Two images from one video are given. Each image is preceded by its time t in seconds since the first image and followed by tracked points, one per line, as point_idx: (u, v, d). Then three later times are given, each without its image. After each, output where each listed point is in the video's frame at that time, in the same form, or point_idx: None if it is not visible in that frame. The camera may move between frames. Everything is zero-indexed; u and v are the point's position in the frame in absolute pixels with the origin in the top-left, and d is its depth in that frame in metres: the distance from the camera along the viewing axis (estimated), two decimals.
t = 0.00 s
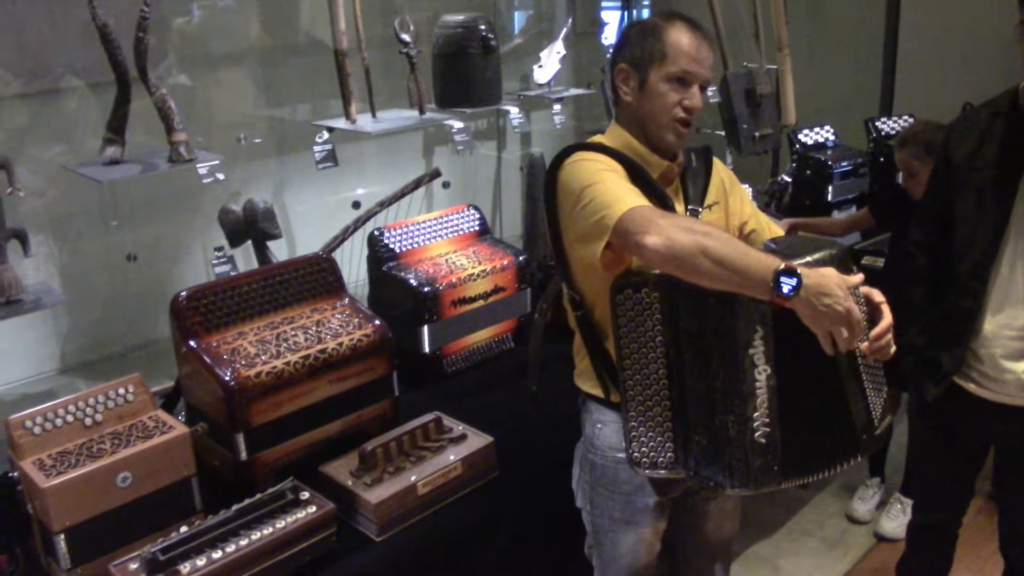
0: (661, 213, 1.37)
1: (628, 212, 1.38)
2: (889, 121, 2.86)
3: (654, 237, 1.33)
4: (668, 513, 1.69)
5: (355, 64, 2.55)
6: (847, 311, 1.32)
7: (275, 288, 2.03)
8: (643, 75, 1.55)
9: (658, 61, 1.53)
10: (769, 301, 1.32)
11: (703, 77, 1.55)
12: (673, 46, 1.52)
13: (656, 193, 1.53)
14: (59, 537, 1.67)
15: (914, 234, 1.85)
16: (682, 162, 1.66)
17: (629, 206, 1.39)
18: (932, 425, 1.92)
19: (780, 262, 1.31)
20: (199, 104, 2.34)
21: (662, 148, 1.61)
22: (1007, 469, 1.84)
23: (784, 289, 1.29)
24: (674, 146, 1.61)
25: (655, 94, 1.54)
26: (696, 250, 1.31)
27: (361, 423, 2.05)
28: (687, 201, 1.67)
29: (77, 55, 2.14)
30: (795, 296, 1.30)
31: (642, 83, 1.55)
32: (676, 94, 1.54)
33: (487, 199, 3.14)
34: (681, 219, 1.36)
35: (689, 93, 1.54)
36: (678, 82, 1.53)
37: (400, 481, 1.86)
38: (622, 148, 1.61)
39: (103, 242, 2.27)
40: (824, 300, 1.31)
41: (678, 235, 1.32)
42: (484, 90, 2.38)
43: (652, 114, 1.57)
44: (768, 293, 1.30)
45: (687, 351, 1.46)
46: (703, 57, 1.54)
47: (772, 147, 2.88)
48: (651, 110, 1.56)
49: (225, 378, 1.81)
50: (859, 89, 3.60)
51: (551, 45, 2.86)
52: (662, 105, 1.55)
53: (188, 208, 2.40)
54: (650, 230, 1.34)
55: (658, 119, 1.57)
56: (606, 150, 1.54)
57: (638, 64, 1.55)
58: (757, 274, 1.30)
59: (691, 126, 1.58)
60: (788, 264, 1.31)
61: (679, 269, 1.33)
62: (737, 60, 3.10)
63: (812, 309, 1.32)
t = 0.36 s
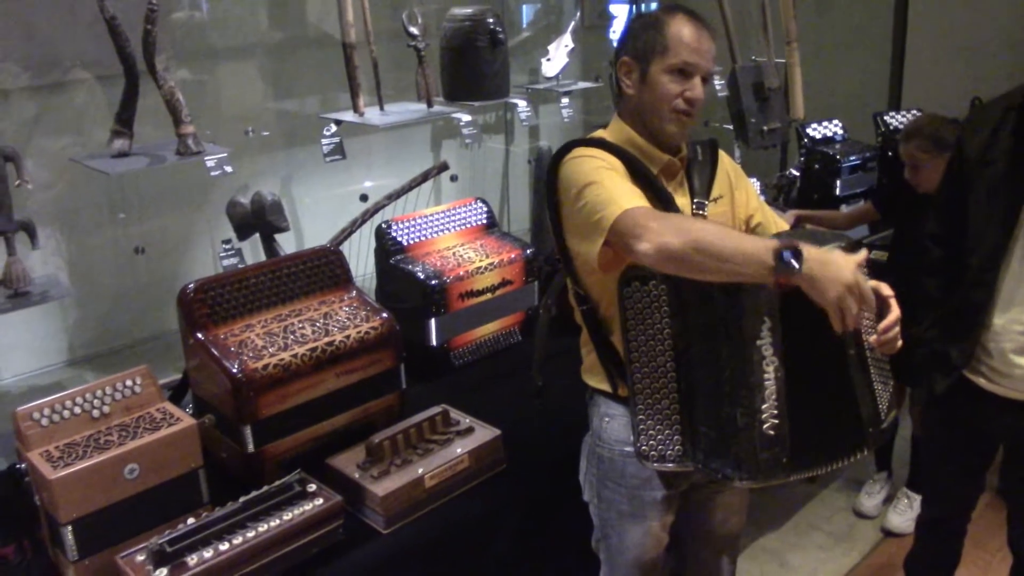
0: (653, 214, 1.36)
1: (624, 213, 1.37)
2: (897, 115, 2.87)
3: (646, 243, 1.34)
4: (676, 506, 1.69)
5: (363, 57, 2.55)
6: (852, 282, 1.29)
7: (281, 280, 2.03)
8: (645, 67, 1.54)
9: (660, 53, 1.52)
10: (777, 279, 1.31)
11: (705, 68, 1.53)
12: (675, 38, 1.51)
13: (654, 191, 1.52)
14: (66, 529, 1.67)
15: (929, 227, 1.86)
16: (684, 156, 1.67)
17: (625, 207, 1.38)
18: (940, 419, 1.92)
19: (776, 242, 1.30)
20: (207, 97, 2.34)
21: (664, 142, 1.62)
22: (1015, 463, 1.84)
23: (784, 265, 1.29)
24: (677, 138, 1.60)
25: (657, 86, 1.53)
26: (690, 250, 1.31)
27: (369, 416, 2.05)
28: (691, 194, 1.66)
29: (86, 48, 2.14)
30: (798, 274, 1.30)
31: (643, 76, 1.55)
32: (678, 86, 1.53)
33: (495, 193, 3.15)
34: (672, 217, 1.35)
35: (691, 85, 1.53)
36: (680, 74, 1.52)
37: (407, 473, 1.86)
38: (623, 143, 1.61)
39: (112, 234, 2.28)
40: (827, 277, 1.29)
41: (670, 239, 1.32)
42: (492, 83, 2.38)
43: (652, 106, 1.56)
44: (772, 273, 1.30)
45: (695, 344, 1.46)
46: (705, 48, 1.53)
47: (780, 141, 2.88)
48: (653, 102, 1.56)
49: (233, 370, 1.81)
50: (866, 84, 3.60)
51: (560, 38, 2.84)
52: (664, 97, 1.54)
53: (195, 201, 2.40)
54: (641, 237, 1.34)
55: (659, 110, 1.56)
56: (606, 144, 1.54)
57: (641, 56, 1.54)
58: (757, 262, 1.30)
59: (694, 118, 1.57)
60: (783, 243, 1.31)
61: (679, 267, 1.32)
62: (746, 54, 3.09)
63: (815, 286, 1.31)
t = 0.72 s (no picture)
0: (592, 226, 1.36)
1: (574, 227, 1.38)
2: (903, 110, 2.86)
3: (586, 264, 1.35)
4: (682, 500, 1.68)
5: (368, 52, 2.55)
6: (784, 245, 1.26)
7: (285, 275, 2.02)
8: (645, 61, 1.53)
9: (658, 47, 1.51)
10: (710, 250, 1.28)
11: (703, 61, 1.53)
12: (671, 32, 1.51)
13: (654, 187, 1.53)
14: (70, 523, 1.67)
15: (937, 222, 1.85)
16: (686, 152, 1.66)
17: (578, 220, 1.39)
18: (947, 413, 1.91)
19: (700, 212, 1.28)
20: (212, 91, 2.34)
21: (665, 139, 1.61)
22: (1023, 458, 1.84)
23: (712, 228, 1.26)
24: (675, 132, 1.58)
25: (655, 80, 1.53)
26: (627, 258, 1.30)
27: (374, 410, 2.05)
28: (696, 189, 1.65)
29: (91, 43, 2.14)
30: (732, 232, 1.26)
31: (642, 70, 1.54)
32: (676, 80, 1.52)
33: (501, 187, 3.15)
34: (604, 224, 1.35)
35: (688, 79, 1.52)
36: (677, 67, 1.51)
37: (411, 467, 1.86)
38: (621, 141, 1.60)
39: (116, 229, 2.27)
40: (757, 236, 1.26)
41: (605, 255, 1.32)
42: (496, 77, 2.38)
43: (650, 100, 1.55)
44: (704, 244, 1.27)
45: (703, 337, 1.45)
46: (703, 42, 1.53)
47: (786, 136, 2.88)
48: (651, 97, 1.55)
49: (237, 365, 1.80)
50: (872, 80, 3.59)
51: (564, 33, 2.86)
52: (661, 90, 1.53)
53: (200, 195, 2.40)
54: (580, 260, 1.35)
55: (657, 106, 1.55)
56: (599, 144, 1.55)
57: (640, 50, 1.53)
58: (687, 238, 1.27)
59: (694, 112, 1.56)
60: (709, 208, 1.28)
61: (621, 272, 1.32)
62: (752, 49, 3.09)
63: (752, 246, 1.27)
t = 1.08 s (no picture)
0: (580, 234, 1.43)
1: (564, 232, 1.44)
2: (908, 106, 2.86)
3: (574, 271, 1.43)
4: (684, 497, 1.67)
5: (372, 47, 2.55)
6: (763, 254, 1.30)
7: (288, 269, 2.02)
8: (640, 56, 1.53)
9: (653, 42, 1.51)
10: (695, 257, 1.33)
11: (699, 55, 1.52)
12: (666, 25, 1.50)
13: (652, 182, 1.52)
14: (72, 518, 1.66)
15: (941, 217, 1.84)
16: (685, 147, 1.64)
17: (567, 224, 1.43)
18: (952, 410, 1.90)
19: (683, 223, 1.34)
20: (216, 86, 2.34)
21: (662, 135, 1.60)
22: None
23: (695, 240, 1.32)
24: (675, 125, 1.57)
25: (651, 75, 1.52)
26: (611, 268, 1.38)
27: (377, 405, 2.05)
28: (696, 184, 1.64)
29: (94, 37, 2.13)
30: (712, 243, 1.32)
31: (638, 65, 1.53)
32: (672, 74, 1.51)
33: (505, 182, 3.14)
34: (592, 234, 1.41)
35: (684, 73, 1.51)
36: (673, 62, 1.51)
37: (413, 463, 1.85)
38: (619, 139, 1.60)
39: (119, 224, 2.27)
40: (735, 247, 1.31)
41: (590, 263, 1.40)
42: (500, 73, 2.37)
43: (646, 94, 1.55)
44: (687, 249, 1.33)
45: (704, 333, 1.45)
46: (699, 35, 1.52)
47: (791, 131, 2.88)
48: (648, 91, 1.54)
49: (239, 360, 1.80)
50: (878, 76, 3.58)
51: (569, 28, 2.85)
52: (657, 85, 1.52)
53: (205, 189, 2.39)
54: (568, 269, 1.44)
55: (653, 100, 1.54)
56: (594, 141, 1.54)
57: (636, 44, 1.53)
58: (668, 249, 1.33)
59: (691, 105, 1.55)
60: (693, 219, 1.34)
61: (608, 279, 1.39)
62: (756, 45, 3.08)
63: (733, 256, 1.32)
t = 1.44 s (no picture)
0: (584, 231, 1.42)
1: (568, 229, 1.44)
2: (912, 102, 2.85)
3: (579, 267, 1.43)
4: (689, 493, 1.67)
5: (376, 42, 2.55)
6: (768, 247, 1.30)
7: (293, 265, 2.02)
8: (642, 51, 1.53)
9: (654, 37, 1.50)
10: (700, 252, 1.33)
11: (702, 50, 1.52)
12: (667, 20, 1.50)
13: (657, 178, 1.51)
14: (76, 513, 1.66)
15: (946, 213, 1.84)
16: (689, 142, 1.64)
17: (570, 221, 1.43)
18: (957, 408, 1.90)
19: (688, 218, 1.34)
20: (220, 82, 2.34)
21: (666, 131, 1.60)
22: None
23: (700, 235, 1.32)
24: (678, 120, 1.57)
25: (654, 71, 1.52)
26: (618, 264, 1.37)
27: (381, 401, 2.05)
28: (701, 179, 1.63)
29: (98, 33, 2.13)
30: (716, 239, 1.32)
31: (641, 60, 1.53)
32: (675, 69, 1.51)
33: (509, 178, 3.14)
34: (597, 230, 1.41)
35: (687, 68, 1.51)
36: (676, 57, 1.50)
37: (418, 459, 1.85)
38: (622, 135, 1.60)
39: (123, 219, 2.27)
40: (741, 242, 1.31)
41: (595, 259, 1.40)
42: (504, 69, 2.37)
43: (648, 90, 1.54)
44: (692, 245, 1.32)
45: (709, 329, 1.44)
46: (701, 31, 1.51)
47: (795, 128, 2.88)
48: (651, 87, 1.54)
49: (244, 356, 1.80)
50: (883, 72, 3.58)
51: (573, 24, 2.85)
52: (660, 80, 1.52)
53: (208, 184, 2.39)
54: (572, 265, 1.44)
55: (655, 96, 1.54)
56: (596, 137, 1.54)
57: (638, 39, 1.53)
58: (673, 244, 1.33)
59: (694, 100, 1.54)
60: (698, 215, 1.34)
61: (614, 275, 1.39)
62: (761, 41, 3.08)
63: (738, 251, 1.33)
